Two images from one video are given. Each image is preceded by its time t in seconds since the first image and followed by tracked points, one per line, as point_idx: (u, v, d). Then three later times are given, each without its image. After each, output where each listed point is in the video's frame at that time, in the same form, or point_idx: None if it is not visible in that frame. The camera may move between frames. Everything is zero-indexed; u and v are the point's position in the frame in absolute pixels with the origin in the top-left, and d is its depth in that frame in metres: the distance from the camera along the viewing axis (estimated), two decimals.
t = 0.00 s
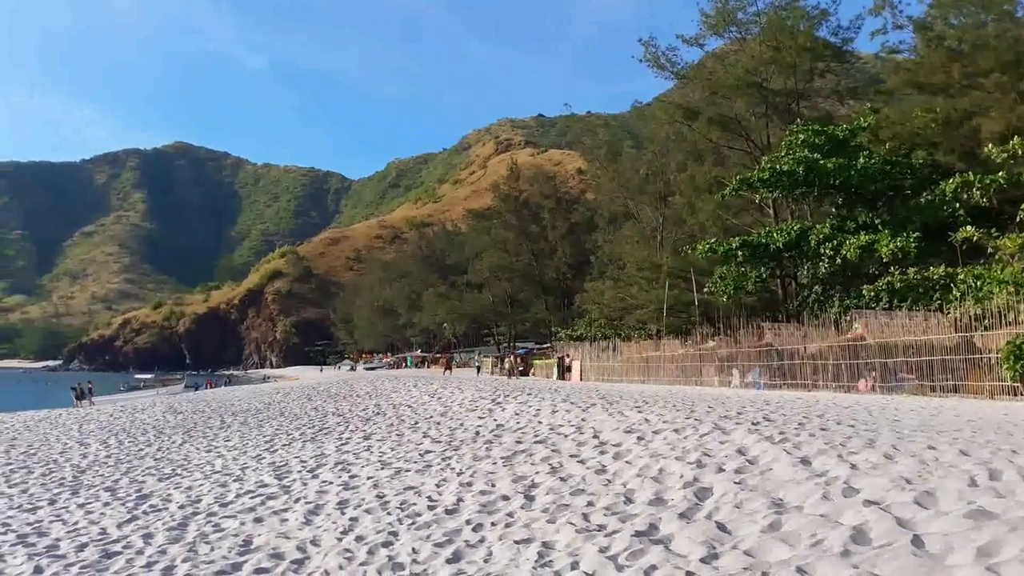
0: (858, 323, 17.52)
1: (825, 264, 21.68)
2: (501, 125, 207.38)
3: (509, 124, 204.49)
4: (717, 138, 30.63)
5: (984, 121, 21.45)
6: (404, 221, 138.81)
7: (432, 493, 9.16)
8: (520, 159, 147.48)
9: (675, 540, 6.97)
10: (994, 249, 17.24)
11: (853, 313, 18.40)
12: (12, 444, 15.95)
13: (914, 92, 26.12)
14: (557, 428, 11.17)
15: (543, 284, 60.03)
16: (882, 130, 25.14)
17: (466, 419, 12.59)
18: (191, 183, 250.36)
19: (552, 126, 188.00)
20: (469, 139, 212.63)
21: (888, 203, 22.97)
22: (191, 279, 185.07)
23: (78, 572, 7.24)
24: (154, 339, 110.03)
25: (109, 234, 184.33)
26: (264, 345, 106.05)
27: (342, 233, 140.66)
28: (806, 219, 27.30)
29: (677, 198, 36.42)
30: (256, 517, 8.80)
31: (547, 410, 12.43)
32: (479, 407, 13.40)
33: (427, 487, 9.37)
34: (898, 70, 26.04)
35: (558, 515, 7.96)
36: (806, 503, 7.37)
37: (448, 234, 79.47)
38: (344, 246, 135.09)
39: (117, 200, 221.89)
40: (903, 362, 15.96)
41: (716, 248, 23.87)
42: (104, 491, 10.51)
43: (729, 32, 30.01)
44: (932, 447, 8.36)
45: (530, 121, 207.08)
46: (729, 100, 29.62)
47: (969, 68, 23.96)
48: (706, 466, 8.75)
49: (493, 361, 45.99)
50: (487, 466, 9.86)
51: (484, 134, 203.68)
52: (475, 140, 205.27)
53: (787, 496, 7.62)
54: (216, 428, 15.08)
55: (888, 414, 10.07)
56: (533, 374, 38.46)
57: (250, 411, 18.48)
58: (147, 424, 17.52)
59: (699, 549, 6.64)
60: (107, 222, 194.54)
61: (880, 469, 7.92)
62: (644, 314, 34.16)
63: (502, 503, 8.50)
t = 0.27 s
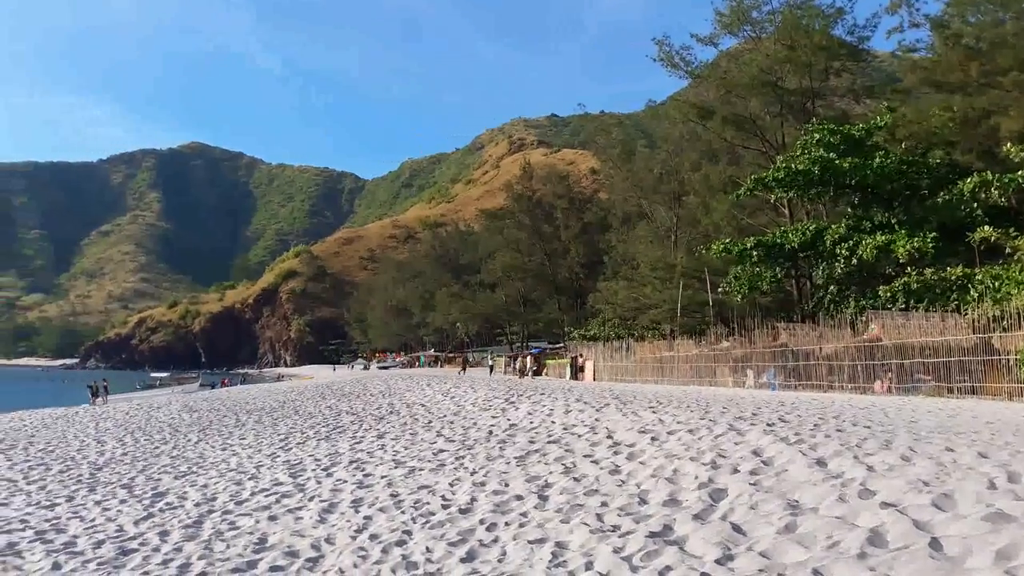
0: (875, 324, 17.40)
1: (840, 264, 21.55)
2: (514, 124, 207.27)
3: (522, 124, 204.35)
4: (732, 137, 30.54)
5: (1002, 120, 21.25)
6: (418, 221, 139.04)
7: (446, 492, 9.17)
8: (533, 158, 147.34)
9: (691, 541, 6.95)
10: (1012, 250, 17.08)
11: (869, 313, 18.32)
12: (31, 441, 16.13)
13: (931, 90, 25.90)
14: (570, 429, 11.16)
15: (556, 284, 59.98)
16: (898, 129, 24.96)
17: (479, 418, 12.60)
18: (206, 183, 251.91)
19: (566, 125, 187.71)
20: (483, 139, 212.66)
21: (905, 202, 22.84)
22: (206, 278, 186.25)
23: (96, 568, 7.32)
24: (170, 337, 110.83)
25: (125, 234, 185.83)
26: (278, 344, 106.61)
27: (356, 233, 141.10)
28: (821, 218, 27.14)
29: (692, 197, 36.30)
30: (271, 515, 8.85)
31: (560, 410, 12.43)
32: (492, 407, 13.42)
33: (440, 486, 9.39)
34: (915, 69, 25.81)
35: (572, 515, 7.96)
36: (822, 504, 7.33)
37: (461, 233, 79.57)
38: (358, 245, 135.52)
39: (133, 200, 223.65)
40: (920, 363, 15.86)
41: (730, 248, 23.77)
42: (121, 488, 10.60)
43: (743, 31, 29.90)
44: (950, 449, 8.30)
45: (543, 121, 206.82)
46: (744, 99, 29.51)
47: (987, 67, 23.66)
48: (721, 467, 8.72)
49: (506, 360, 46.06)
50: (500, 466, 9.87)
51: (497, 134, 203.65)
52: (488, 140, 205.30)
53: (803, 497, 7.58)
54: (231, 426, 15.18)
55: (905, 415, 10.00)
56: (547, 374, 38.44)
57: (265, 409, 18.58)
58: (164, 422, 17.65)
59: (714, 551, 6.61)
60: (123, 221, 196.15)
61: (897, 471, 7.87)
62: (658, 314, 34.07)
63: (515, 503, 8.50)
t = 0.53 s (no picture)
0: (893, 324, 17.27)
1: (859, 265, 21.38)
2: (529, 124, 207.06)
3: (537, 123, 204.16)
4: (749, 136, 30.36)
5: None
6: (433, 220, 139.29)
7: (461, 491, 9.17)
8: (549, 157, 147.19)
9: (707, 542, 6.91)
10: None
11: (887, 314, 18.17)
12: (51, 437, 16.31)
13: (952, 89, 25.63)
14: (585, 429, 11.13)
15: (571, 283, 59.92)
16: (918, 128, 24.75)
17: (494, 418, 12.60)
18: (223, 182, 253.71)
19: (581, 125, 187.30)
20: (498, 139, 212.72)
21: (924, 202, 22.63)
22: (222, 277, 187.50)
23: (115, 563, 7.38)
24: (187, 336, 111.70)
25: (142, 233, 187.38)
26: (294, 342, 107.19)
27: (371, 232, 141.53)
28: (839, 218, 26.96)
29: (708, 197, 36.17)
30: (287, 513, 8.89)
31: (575, 410, 12.41)
32: (507, 407, 13.42)
33: (456, 485, 9.39)
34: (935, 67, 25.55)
35: (587, 515, 7.93)
36: (840, 506, 7.26)
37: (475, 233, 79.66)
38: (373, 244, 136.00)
39: (150, 199, 225.48)
40: (940, 364, 15.72)
41: (747, 248, 23.66)
42: (140, 485, 10.68)
43: (761, 29, 29.77)
44: (971, 451, 8.20)
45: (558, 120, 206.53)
46: (761, 98, 29.40)
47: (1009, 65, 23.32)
48: (738, 468, 8.67)
49: (521, 360, 46.09)
50: (515, 465, 9.86)
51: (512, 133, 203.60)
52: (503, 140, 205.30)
53: (821, 499, 7.52)
54: (248, 423, 15.27)
55: (926, 418, 9.89)
56: (562, 374, 38.46)
57: (281, 407, 18.69)
58: (181, 419, 17.78)
59: (731, 552, 6.57)
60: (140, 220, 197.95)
61: (916, 473, 7.78)
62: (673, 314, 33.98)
63: (531, 503, 8.49)
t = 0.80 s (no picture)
0: (917, 322, 17.07)
1: (882, 261, 21.10)
2: (547, 122, 206.70)
3: (554, 121, 203.69)
4: (770, 131, 30.13)
5: None
6: (451, 219, 139.48)
7: (482, 489, 9.16)
8: (568, 155, 146.79)
9: (731, 541, 6.85)
10: None
11: (911, 311, 17.94)
12: (78, 435, 16.52)
13: (977, 82, 25.25)
14: (605, 427, 11.09)
15: (590, 282, 59.77)
16: (943, 122, 24.43)
17: (514, 416, 12.60)
18: (243, 183, 255.74)
19: (599, 123, 186.70)
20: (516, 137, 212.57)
21: (949, 197, 22.31)
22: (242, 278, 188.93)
23: (142, 560, 7.43)
24: (209, 336, 112.82)
25: (164, 234, 189.42)
26: (315, 342, 107.86)
27: (390, 232, 142.00)
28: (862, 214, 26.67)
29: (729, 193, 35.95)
30: (310, 510, 8.92)
31: (596, 408, 12.37)
32: (527, 405, 13.41)
33: (477, 483, 9.38)
34: (959, 60, 25.16)
35: (610, 513, 7.89)
36: (866, 505, 7.17)
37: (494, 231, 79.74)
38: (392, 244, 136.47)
39: (171, 200, 227.91)
40: (966, 362, 15.52)
41: (768, 244, 23.48)
42: (165, 482, 10.77)
43: (780, 24, 29.56)
44: (1000, 450, 8.07)
45: (576, 118, 206.00)
46: (782, 93, 29.24)
47: None
48: (761, 467, 8.59)
49: (540, 358, 46.12)
50: (536, 464, 9.84)
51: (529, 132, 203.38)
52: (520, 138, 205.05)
53: (846, 498, 7.43)
54: (270, 422, 15.35)
55: (953, 416, 9.74)
56: (583, 372, 38.40)
57: (303, 406, 18.79)
58: (204, 418, 17.92)
59: (755, 551, 6.51)
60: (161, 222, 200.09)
61: (944, 472, 7.67)
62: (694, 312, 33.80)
63: (552, 501, 8.46)
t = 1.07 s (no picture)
0: (949, 319, 16.82)
1: (914, 258, 20.81)
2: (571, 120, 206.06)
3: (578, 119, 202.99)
4: (798, 127, 29.81)
5: None
6: (476, 217, 139.67)
7: (509, 487, 9.18)
8: (592, 152, 146.25)
9: (761, 540, 6.80)
10: None
11: (943, 308, 17.67)
12: (110, 433, 16.81)
13: (1011, 75, 24.76)
14: (632, 426, 11.06)
15: (615, 280, 59.55)
16: (976, 116, 24.01)
17: (540, 414, 12.61)
18: (269, 183, 258.21)
19: (623, 120, 185.76)
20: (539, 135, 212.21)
21: (981, 192, 21.91)
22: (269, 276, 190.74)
23: (173, 556, 7.54)
24: (238, 334, 114.21)
25: (191, 234, 191.78)
26: (341, 340, 108.63)
27: (415, 230, 142.51)
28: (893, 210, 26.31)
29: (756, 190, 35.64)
30: (338, 507, 9.00)
31: (622, 407, 12.34)
32: (553, 403, 13.41)
33: (503, 481, 9.40)
34: (992, 53, 24.64)
35: (638, 512, 7.87)
36: (898, 505, 7.07)
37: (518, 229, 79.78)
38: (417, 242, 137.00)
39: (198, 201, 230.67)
40: (1000, 360, 15.26)
41: (797, 242, 23.26)
42: (195, 479, 10.92)
43: (808, 18, 29.15)
44: None
45: (600, 115, 205.11)
46: (809, 88, 29.01)
47: None
48: (791, 466, 8.52)
49: (565, 357, 46.06)
50: (563, 462, 9.84)
51: (553, 130, 202.98)
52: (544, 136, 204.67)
53: (878, 497, 7.34)
54: (298, 420, 15.50)
55: (989, 415, 9.58)
56: (609, 370, 38.31)
57: (330, 403, 18.94)
58: (234, 415, 18.14)
59: (785, 550, 6.45)
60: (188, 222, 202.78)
61: (979, 472, 7.54)
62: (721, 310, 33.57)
63: (579, 499, 8.46)
